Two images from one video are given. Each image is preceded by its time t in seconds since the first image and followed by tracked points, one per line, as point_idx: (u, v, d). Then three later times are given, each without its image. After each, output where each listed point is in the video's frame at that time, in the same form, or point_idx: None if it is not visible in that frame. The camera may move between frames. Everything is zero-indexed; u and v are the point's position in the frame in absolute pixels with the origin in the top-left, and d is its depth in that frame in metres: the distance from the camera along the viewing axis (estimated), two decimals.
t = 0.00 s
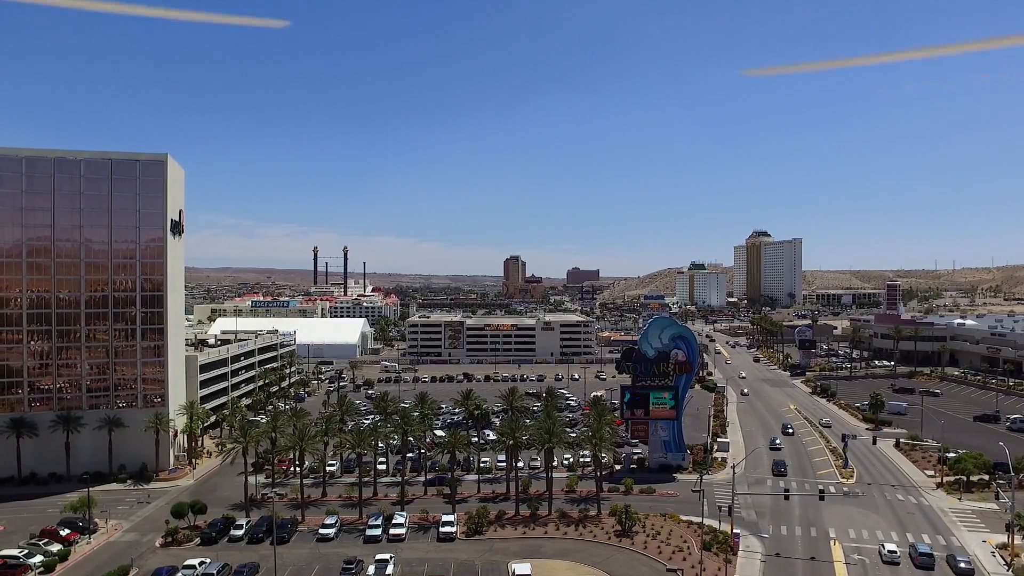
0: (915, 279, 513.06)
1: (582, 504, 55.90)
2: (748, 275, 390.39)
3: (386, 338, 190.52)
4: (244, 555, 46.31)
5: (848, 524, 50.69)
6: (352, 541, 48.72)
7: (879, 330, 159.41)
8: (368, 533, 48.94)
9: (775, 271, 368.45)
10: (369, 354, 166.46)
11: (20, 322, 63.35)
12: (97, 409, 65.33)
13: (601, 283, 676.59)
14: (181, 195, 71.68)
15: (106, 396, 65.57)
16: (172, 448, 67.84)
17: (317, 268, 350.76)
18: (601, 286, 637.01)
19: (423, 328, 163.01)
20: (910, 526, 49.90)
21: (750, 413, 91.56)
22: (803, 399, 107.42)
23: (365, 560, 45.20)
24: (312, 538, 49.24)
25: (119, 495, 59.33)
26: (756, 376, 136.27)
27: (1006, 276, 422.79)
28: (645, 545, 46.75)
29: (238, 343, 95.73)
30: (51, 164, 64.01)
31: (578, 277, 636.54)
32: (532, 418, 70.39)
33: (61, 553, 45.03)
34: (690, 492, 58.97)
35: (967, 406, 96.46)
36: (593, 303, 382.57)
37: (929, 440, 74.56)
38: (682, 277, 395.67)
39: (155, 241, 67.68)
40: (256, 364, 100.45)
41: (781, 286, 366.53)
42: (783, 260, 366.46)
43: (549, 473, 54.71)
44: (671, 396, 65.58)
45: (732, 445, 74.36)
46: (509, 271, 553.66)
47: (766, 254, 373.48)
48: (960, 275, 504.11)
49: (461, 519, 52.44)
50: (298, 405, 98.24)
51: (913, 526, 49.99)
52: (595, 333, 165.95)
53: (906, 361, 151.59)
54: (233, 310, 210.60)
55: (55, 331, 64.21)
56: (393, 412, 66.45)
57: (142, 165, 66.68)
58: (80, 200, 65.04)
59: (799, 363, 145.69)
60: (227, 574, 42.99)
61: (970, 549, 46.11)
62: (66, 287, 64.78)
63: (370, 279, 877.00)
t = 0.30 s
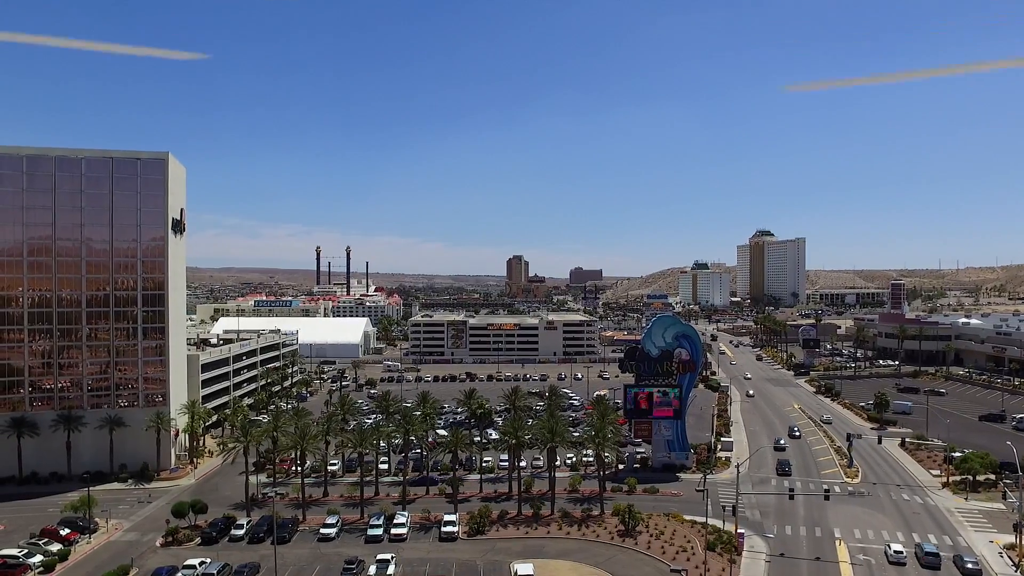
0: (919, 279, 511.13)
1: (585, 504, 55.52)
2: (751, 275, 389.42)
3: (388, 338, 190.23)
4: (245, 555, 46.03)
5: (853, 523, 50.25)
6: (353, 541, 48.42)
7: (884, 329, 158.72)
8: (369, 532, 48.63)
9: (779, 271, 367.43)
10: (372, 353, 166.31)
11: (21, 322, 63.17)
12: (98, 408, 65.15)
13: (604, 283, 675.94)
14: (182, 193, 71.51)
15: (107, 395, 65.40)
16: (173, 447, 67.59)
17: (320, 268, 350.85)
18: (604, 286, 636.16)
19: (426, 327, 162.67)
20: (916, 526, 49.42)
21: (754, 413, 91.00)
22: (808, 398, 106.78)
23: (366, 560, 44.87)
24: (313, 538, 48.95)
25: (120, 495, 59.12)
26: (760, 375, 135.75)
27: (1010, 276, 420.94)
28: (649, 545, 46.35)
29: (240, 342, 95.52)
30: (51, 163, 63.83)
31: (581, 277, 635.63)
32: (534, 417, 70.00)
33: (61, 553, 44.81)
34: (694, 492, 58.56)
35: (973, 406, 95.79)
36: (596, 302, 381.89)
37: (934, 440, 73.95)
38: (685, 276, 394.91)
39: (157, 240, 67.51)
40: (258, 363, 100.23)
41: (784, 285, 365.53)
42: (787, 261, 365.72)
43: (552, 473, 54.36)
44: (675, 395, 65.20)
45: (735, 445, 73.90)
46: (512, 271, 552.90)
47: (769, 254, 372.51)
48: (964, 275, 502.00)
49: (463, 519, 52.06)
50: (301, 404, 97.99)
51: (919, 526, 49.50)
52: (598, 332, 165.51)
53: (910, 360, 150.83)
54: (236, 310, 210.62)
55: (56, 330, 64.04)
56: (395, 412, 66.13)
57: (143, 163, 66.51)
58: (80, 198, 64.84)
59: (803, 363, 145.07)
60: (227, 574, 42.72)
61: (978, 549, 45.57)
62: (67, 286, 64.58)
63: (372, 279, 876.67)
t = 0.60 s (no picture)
0: (922, 279, 509.45)
1: (587, 504, 55.03)
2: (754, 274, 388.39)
3: (390, 337, 189.90)
4: (244, 556, 45.61)
5: (858, 524, 49.70)
6: (353, 541, 47.99)
7: (888, 328, 157.98)
8: (369, 533, 48.22)
9: (781, 271, 366.46)
10: (373, 353, 165.91)
11: (20, 320, 62.79)
12: (97, 407, 64.78)
13: (606, 283, 674.96)
14: (182, 191, 71.16)
15: (107, 394, 65.03)
16: (173, 447, 67.19)
17: (322, 268, 350.74)
18: (607, 286, 635.36)
19: (428, 327, 162.21)
20: (922, 527, 48.82)
21: (757, 413, 90.39)
22: (812, 398, 106.09)
23: (366, 561, 44.39)
24: (313, 538, 48.54)
25: (119, 494, 58.75)
26: (763, 374, 135.05)
27: (1014, 275, 419.21)
28: (652, 546, 45.83)
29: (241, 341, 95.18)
30: (51, 160, 63.46)
31: (584, 276, 634.71)
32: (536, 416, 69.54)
33: (58, 553, 44.45)
34: (697, 492, 58.01)
35: (978, 405, 95.04)
36: (598, 302, 381.34)
37: (940, 439, 73.27)
38: (688, 275, 394.12)
39: (157, 238, 67.13)
40: (259, 362, 99.83)
41: (787, 285, 364.42)
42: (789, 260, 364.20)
43: (554, 473, 53.86)
44: (678, 395, 64.67)
45: (739, 444, 73.32)
46: (514, 271, 552.16)
47: (772, 254, 371.98)
48: (968, 274, 500.03)
49: (464, 519, 51.64)
50: (302, 404, 97.63)
51: (925, 527, 48.90)
52: (601, 331, 164.98)
53: (914, 359, 150.04)
54: (238, 310, 210.58)
55: (55, 328, 63.67)
56: (396, 411, 65.68)
57: (143, 161, 66.16)
58: (80, 196, 64.46)
59: (806, 362, 144.43)
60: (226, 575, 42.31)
61: (985, 551, 44.95)
62: (65, 285, 64.20)
63: (375, 279, 876.80)
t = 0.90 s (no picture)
0: (924, 278, 508.51)
1: (589, 505, 54.53)
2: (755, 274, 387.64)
3: (391, 337, 189.43)
4: (241, 557, 45.18)
5: (862, 525, 49.17)
6: (352, 543, 47.53)
7: (890, 327, 157.43)
8: (368, 534, 47.79)
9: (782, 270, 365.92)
10: (374, 353, 165.51)
11: (17, 320, 62.37)
12: (95, 407, 64.33)
13: (607, 283, 674.42)
14: (180, 190, 70.70)
15: (105, 394, 64.58)
16: (171, 447, 66.73)
17: (323, 268, 350.33)
18: (608, 285, 634.65)
19: (428, 327, 161.68)
20: (927, 528, 48.26)
21: (760, 413, 89.88)
22: (814, 397, 105.53)
23: (364, 563, 43.91)
24: (311, 539, 48.12)
25: (117, 495, 58.31)
26: (765, 374, 134.52)
27: (1016, 274, 418.16)
28: (653, 547, 45.34)
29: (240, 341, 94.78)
30: (47, 159, 63.00)
31: (584, 276, 633.92)
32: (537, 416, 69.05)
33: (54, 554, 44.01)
34: (699, 492, 57.48)
35: (982, 405, 94.48)
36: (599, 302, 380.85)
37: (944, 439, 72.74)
38: (688, 275, 393.64)
39: (155, 238, 66.65)
40: (258, 362, 99.38)
41: (788, 284, 363.65)
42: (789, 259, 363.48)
43: (554, 473, 53.34)
44: (680, 395, 64.17)
45: (741, 444, 72.85)
46: (515, 271, 552.75)
47: (772, 254, 371.52)
48: (970, 273, 499.00)
49: (464, 520, 51.18)
50: (301, 404, 97.24)
51: (930, 528, 48.30)
52: (602, 331, 164.43)
53: (917, 359, 149.48)
54: (238, 310, 210.16)
55: (53, 328, 63.23)
56: (396, 411, 65.22)
57: (141, 159, 65.68)
58: (77, 195, 63.99)
59: (808, 361, 143.94)
60: None
61: (991, 552, 44.39)
62: (63, 284, 63.76)
63: (376, 278, 876.39)
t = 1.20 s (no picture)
0: (925, 277, 507.55)
1: (589, 506, 53.86)
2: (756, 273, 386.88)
3: (391, 336, 188.88)
4: (237, 560, 44.55)
5: (866, 527, 48.51)
6: (349, 545, 46.93)
7: (892, 327, 156.80)
8: (366, 536, 47.17)
9: (782, 270, 365.36)
10: (373, 353, 164.97)
11: (12, 320, 61.79)
12: (91, 408, 63.67)
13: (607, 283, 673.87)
14: (176, 189, 70.08)
15: (101, 395, 63.94)
16: (168, 448, 66.08)
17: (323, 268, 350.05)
18: (608, 285, 633.85)
19: (428, 327, 161.05)
20: (932, 530, 47.58)
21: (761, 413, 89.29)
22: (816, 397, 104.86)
23: (361, 566, 43.29)
24: (308, 542, 47.51)
25: (112, 497, 57.64)
26: (766, 374, 133.88)
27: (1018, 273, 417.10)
28: (654, 550, 44.69)
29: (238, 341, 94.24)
30: (42, 157, 62.41)
31: (585, 275, 633.11)
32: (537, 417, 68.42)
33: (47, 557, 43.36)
34: (700, 494, 56.82)
35: (985, 405, 93.79)
36: (600, 301, 380.08)
37: (948, 440, 72.02)
38: (688, 275, 393.14)
39: (151, 236, 65.98)
40: (257, 362, 98.80)
41: (789, 284, 362.85)
42: (789, 258, 362.98)
43: (554, 475, 52.63)
44: (681, 395, 63.50)
45: (743, 445, 72.23)
46: (515, 270, 552.29)
47: (772, 254, 370.95)
48: (971, 273, 498.09)
49: (462, 523, 50.54)
50: (300, 404, 96.70)
51: (936, 530, 47.62)
52: (602, 330, 163.77)
53: (919, 358, 148.79)
54: (238, 310, 209.64)
55: (48, 328, 62.61)
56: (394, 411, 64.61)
57: (137, 158, 65.07)
58: (72, 194, 63.38)
59: (809, 361, 143.31)
60: None
61: (998, 555, 43.69)
62: (58, 284, 63.12)
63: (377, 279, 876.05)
